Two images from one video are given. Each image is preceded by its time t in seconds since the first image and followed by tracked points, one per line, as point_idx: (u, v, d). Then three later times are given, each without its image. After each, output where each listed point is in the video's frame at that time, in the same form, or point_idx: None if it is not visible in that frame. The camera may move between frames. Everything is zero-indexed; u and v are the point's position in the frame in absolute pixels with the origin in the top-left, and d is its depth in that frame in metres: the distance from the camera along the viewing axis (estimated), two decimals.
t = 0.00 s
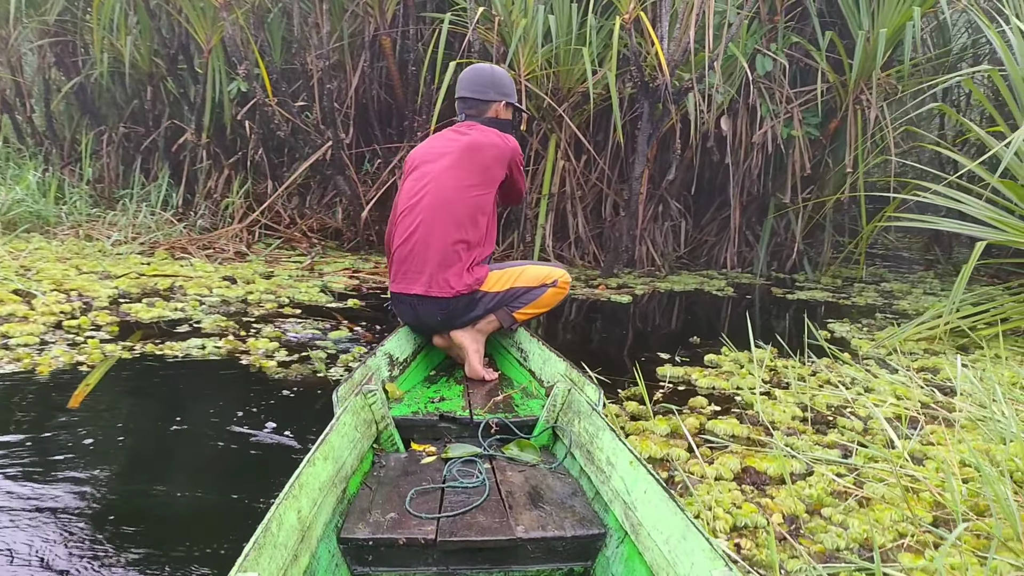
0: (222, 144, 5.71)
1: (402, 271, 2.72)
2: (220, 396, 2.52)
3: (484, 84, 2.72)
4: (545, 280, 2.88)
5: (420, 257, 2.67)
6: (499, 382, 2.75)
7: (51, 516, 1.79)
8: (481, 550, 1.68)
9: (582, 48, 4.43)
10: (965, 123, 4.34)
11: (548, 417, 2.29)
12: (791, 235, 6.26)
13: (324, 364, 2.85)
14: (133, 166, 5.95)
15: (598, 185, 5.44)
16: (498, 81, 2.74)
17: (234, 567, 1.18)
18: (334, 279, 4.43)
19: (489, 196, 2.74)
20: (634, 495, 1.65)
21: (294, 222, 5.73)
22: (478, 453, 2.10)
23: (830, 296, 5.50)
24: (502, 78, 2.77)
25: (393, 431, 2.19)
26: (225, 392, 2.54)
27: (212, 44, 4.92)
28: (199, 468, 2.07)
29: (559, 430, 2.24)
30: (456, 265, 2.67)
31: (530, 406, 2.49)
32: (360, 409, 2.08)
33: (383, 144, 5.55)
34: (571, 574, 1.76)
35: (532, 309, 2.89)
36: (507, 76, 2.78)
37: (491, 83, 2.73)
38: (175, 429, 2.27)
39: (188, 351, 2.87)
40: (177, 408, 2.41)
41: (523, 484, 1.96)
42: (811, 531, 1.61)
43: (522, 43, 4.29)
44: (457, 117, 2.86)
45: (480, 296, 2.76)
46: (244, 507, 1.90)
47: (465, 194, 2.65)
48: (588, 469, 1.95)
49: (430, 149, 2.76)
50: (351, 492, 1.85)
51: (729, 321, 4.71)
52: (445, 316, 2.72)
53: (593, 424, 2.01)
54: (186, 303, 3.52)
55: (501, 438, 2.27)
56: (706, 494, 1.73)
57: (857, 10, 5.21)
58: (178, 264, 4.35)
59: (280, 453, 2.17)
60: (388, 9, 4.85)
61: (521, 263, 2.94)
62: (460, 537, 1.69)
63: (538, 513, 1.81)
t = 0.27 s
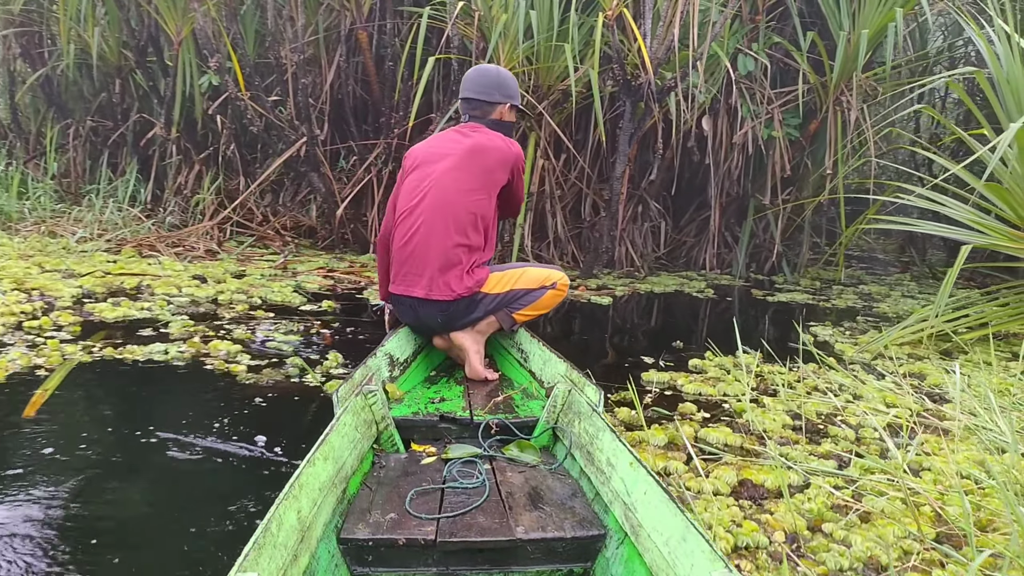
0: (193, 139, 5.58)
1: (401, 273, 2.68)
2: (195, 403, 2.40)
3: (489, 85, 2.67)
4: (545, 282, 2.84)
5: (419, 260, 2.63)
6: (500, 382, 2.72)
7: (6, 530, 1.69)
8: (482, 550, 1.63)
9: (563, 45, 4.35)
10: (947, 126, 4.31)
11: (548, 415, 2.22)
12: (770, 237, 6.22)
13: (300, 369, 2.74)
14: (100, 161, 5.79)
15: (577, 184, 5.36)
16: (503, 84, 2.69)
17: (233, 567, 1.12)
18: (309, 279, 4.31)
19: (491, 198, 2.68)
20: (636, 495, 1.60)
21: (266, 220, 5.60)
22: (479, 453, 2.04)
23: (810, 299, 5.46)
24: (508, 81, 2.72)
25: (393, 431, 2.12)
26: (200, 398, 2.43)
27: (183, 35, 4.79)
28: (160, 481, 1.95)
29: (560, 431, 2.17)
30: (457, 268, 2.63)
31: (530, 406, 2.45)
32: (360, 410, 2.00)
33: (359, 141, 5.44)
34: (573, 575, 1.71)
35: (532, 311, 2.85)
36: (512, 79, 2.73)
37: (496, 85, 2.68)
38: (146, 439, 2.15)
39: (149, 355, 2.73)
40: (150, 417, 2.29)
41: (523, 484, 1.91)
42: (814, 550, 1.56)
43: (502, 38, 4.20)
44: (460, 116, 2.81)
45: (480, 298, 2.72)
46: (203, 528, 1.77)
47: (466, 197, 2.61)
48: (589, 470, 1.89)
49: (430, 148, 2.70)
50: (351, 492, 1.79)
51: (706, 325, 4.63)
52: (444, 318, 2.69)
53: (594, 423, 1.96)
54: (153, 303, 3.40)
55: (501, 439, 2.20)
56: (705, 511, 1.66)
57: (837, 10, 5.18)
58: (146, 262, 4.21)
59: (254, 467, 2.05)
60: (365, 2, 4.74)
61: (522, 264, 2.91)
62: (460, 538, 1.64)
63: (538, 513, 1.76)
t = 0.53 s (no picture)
0: (163, 136, 5.43)
1: (400, 274, 2.63)
2: (169, 413, 2.30)
3: (491, 86, 2.61)
4: (545, 284, 2.80)
5: (419, 262, 2.57)
6: (502, 382, 2.66)
7: None
8: (484, 551, 1.59)
9: (544, 40, 4.26)
10: (930, 122, 4.25)
11: (551, 415, 2.19)
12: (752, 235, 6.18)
13: (277, 377, 2.64)
14: (68, 160, 5.63)
15: (558, 182, 5.28)
16: (504, 83, 2.62)
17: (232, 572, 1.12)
18: (284, 280, 4.19)
19: (491, 198, 2.63)
20: (638, 496, 1.58)
21: (240, 219, 5.47)
22: (480, 454, 1.99)
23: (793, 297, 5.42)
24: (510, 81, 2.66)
25: (394, 432, 2.10)
26: (173, 407, 2.34)
27: (152, 30, 4.65)
28: (125, 496, 1.85)
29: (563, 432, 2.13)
30: (457, 270, 2.58)
31: (531, 406, 2.41)
32: (360, 412, 1.98)
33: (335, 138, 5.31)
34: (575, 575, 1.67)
35: (532, 312, 2.81)
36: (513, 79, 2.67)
37: (498, 86, 2.62)
38: (117, 451, 2.06)
39: (111, 363, 2.61)
40: (121, 427, 2.19)
41: (525, 484, 1.86)
42: (821, 570, 1.51)
43: (481, 33, 4.10)
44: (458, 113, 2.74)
45: (480, 299, 2.67)
46: (161, 550, 1.67)
47: (467, 199, 2.55)
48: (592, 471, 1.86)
49: (428, 148, 2.63)
50: (353, 493, 1.77)
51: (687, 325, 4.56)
52: (445, 320, 2.64)
53: (597, 423, 1.94)
54: (122, 306, 3.28)
55: (503, 439, 2.16)
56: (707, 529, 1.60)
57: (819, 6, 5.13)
58: (115, 263, 4.08)
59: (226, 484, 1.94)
60: None
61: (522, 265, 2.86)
62: (461, 539, 1.60)
63: (539, 514, 1.72)
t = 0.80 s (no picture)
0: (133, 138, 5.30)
1: (404, 277, 2.60)
2: (141, 429, 2.20)
3: (484, 81, 2.59)
4: (544, 284, 2.81)
5: (422, 264, 2.54)
6: (501, 382, 2.65)
7: None
8: (482, 551, 1.61)
9: (523, 35, 4.17)
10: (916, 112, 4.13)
11: (549, 416, 2.18)
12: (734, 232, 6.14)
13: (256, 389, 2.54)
14: (35, 163, 5.48)
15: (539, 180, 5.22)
16: (497, 79, 2.61)
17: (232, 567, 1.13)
18: (260, 284, 4.09)
19: (491, 196, 2.62)
20: (636, 496, 1.58)
21: (214, 222, 5.35)
22: (478, 454, 2.00)
23: (777, 294, 5.38)
24: (501, 76, 2.64)
25: (393, 432, 2.11)
26: (146, 422, 2.24)
27: (120, 29, 4.52)
28: (94, 514, 1.77)
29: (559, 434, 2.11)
30: (460, 269, 2.56)
31: (530, 407, 2.40)
32: (361, 411, 1.99)
33: (310, 137, 5.21)
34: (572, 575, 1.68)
35: (531, 312, 2.81)
36: (504, 74, 2.64)
37: (489, 80, 2.60)
38: (99, 464, 2.00)
39: (71, 377, 2.49)
40: (92, 442, 2.11)
41: (525, 484, 1.87)
42: None
43: (459, 30, 4.01)
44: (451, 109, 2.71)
45: (481, 299, 2.66)
46: (118, 575, 1.58)
47: (468, 198, 2.53)
48: (590, 471, 1.86)
49: (422, 148, 2.59)
50: (351, 493, 1.77)
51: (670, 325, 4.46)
52: (447, 320, 2.61)
53: (597, 422, 1.93)
54: (91, 315, 3.17)
55: (502, 440, 2.17)
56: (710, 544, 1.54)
57: None
58: (84, 270, 3.96)
59: (200, 505, 1.85)
60: None
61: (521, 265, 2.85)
62: (460, 538, 1.61)
63: (539, 514, 1.73)
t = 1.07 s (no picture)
0: (103, 143, 5.17)
1: (404, 277, 2.55)
2: (116, 450, 2.10)
3: (469, 75, 2.47)
4: (544, 282, 2.74)
5: (419, 265, 2.49)
6: (499, 382, 2.59)
7: None
8: (479, 550, 1.59)
9: (502, 31, 4.08)
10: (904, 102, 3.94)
11: (550, 413, 2.14)
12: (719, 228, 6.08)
13: (236, 405, 2.45)
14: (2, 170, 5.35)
15: (521, 178, 5.15)
16: (483, 72, 2.49)
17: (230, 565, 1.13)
18: (237, 291, 3.98)
19: (487, 192, 2.53)
20: (633, 496, 1.56)
21: (189, 227, 5.22)
22: (476, 453, 1.98)
23: (763, 289, 5.33)
24: (484, 67, 2.51)
25: (392, 430, 2.08)
26: (120, 441, 2.15)
27: (87, 32, 4.39)
28: (81, 533, 1.72)
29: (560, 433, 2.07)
30: (458, 268, 2.50)
31: (529, 407, 2.34)
32: (360, 409, 1.96)
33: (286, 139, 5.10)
34: None
35: (531, 311, 2.74)
36: (487, 65, 2.52)
37: (473, 74, 2.47)
38: (82, 481, 1.94)
39: (27, 398, 2.37)
40: (64, 464, 2.01)
41: (523, 485, 1.85)
42: None
43: (435, 27, 3.92)
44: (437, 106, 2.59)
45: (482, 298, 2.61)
46: None
47: (460, 197, 2.45)
48: (588, 471, 1.83)
49: (418, 145, 2.53)
50: (349, 492, 1.76)
51: (655, 323, 4.38)
52: (448, 319, 2.57)
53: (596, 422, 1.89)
54: (60, 327, 3.06)
55: (500, 440, 2.11)
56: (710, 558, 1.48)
57: None
58: (54, 280, 3.84)
59: (188, 539, 1.73)
60: None
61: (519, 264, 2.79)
62: (458, 537, 1.59)
63: (537, 514, 1.70)
